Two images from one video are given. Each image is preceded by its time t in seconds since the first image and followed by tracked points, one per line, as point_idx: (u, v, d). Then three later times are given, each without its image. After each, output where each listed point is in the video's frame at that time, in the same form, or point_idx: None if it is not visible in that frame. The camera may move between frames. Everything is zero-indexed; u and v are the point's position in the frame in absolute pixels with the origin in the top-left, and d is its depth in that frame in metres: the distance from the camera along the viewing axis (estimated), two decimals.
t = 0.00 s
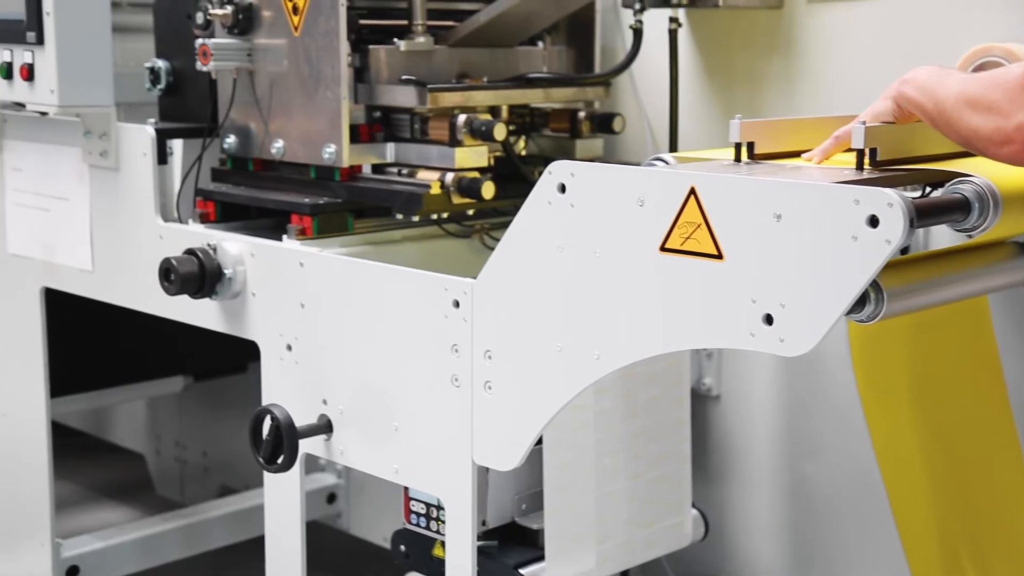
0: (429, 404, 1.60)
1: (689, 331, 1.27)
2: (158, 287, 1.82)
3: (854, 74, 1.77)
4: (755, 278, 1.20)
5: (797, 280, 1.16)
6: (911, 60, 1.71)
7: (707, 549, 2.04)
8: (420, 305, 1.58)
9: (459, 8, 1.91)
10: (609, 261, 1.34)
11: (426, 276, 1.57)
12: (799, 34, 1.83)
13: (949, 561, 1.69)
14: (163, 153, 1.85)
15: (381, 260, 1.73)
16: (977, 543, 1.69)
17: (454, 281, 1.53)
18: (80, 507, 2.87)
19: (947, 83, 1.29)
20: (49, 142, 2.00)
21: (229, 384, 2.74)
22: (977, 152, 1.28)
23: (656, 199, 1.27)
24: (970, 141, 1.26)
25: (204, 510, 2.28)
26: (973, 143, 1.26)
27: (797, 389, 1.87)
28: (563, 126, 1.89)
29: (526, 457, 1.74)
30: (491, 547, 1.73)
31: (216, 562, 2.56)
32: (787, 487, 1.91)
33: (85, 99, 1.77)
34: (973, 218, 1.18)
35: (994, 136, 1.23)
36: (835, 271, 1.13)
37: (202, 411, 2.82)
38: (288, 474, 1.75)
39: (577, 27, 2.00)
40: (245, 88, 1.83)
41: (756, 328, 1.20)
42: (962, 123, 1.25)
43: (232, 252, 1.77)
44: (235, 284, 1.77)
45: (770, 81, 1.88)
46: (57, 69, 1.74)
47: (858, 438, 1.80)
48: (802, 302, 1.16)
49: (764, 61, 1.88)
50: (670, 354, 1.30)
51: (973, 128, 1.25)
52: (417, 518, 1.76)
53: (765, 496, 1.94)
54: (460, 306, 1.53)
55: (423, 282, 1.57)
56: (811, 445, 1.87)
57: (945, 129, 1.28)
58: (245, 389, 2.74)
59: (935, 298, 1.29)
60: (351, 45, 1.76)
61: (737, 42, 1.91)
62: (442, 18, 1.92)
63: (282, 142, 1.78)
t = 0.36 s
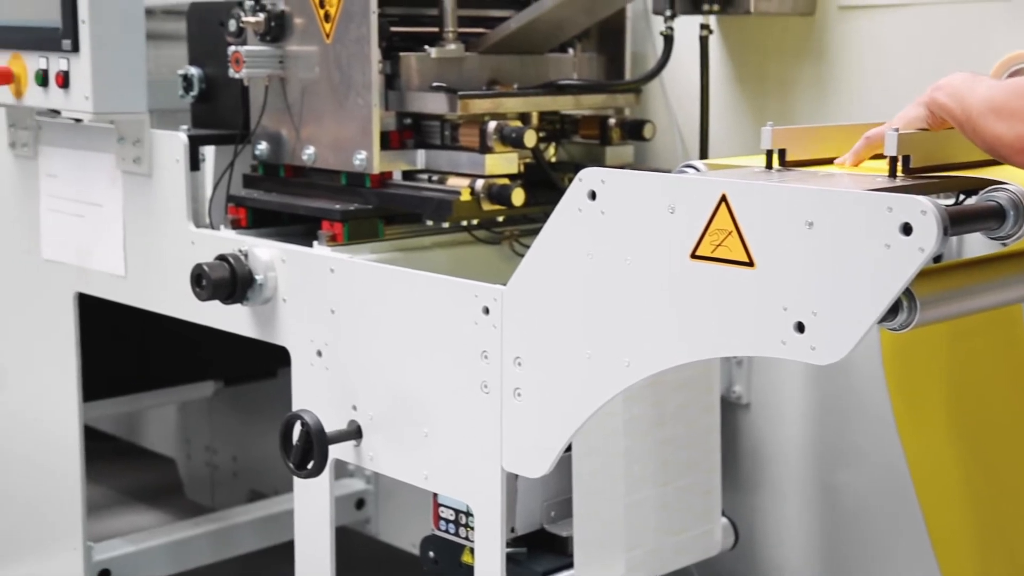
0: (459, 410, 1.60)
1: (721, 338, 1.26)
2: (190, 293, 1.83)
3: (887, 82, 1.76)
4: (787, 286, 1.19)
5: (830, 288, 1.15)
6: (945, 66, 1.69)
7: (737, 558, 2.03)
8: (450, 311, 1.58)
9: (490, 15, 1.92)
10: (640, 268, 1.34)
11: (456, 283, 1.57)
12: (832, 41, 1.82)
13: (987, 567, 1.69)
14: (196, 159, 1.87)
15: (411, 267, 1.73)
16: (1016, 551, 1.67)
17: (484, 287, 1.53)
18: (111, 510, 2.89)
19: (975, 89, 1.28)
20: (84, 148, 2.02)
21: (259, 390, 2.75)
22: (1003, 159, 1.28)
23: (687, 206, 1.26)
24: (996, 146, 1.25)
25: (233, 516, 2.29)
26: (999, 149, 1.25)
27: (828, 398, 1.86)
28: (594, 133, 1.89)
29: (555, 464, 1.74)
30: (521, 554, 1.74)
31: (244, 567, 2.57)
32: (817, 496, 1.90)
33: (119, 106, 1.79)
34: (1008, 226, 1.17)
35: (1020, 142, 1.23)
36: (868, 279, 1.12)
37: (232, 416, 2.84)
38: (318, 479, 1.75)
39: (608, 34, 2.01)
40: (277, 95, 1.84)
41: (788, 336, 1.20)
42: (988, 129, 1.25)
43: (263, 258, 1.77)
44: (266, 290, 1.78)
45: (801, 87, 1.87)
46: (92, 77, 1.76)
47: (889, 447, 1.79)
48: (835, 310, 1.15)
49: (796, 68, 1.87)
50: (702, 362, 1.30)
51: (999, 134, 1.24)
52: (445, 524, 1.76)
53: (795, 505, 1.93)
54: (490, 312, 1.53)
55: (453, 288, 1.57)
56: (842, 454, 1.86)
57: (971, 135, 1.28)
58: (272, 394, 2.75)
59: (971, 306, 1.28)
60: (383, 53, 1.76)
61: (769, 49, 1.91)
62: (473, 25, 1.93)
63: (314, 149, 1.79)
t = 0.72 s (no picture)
0: (488, 419, 1.60)
1: (752, 347, 1.25)
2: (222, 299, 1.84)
3: (920, 90, 1.75)
4: (819, 296, 1.18)
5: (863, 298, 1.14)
6: (978, 72, 1.68)
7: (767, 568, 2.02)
8: (480, 319, 1.58)
9: (520, 23, 1.93)
10: (670, 276, 1.33)
11: (485, 290, 1.57)
12: (863, 49, 1.82)
13: None
14: (228, 167, 1.88)
15: (441, 274, 1.74)
16: None
17: (514, 295, 1.54)
18: (141, 515, 2.91)
19: None
20: (117, 155, 2.03)
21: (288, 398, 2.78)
22: None
23: (717, 214, 1.26)
24: None
25: (264, 521, 2.30)
26: None
27: (858, 408, 1.85)
28: (624, 141, 1.89)
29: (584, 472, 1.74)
30: (549, 562, 1.74)
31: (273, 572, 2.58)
32: (849, 506, 1.89)
33: (153, 114, 1.81)
34: None
35: None
36: (901, 289, 1.11)
37: (262, 422, 2.88)
38: (348, 486, 1.75)
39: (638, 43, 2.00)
40: (308, 104, 1.85)
41: (819, 346, 1.19)
42: None
43: (293, 265, 1.78)
44: (296, 297, 1.79)
45: (833, 95, 1.86)
46: (127, 85, 1.78)
47: (922, 457, 1.78)
48: (867, 320, 1.14)
49: (828, 75, 1.87)
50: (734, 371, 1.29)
51: None
52: (475, 531, 1.76)
53: (826, 515, 1.93)
54: (520, 320, 1.54)
55: (483, 296, 1.57)
56: (874, 465, 1.85)
57: None
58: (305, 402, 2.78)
59: (1007, 316, 1.26)
60: (413, 61, 1.77)
61: (800, 57, 1.90)
62: (504, 33, 1.93)
63: (345, 157, 1.80)
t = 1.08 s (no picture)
0: (519, 427, 1.60)
1: (786, 356, 1.25)
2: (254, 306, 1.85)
3: (956, 98, 1.74)
4: (852, 305, 1.17)
5: (897, 308, 1.13)
6: (1015, 81, 1.67)
7: None
8: (511, 326, 1.58)
9: (551, 31, 1.93)
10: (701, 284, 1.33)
11: (516, 298, 1.57)
12: (899, 57, 1.81)
13: None
14: (261, 175, 1.89)
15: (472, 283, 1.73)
16: None
17: (545, 303, 1.53)
18: (173, 521, 2.93)
19: None
20: (152, 163, 2.05)
21: (320, 405, 2.83)
22: None
23: (751, 223, 1.25)
24: None
25: (294, 527, 2.31)
26: None
27: (892, 418, 1.85)
28: (656, 149, 1.89)
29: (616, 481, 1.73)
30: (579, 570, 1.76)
31: None
32: (883, 518, 1.88)
33: (188, 123, 1.82)
34: None
35: None
36: (936, 298, 1.10)
37: (294, 428, 2.92)
38: (379, 493, 1.76)
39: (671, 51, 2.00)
40: (341, 112, 1.86)
41: (853, 355, 1.18)
42: None
43: (326, 272, 1.79)
44: (328, 304, 1.79)
45: (868, 103, 1.85)
46: (162, 94, 1.79)
47: (957, 469, 1.77)
48: (900, 329, 1.13)
49: (863, 83, 1.86)
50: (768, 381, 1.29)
51: None
52: (505, 540, 1.75)
53: (859, 526, 1.91)
54: (551, 328, 1.53)
55: (514, 304, 1.57)
56: (908, 476, 1.84)
57: None
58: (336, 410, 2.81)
59: None
60: (446, 69, 1.77)
61: (834, 65, 1.89)
62: (536, 42, 1.94)
63: (377, 165, 1.80)
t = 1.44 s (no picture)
0: (547, 434, 1.60)
1: (817, 364, 1.24)
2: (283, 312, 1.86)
3: (989, 105, 1.73)
4: (883, 313, 1.16)
5: (929, 316, 1.12)
6: None
7: None
8: (538, 333, 1.58)
9: (580, 38, 1.93)
10: (730, 291, 1.32)
11: (544, 305, 1.57)
12: (930, 64, 1.80)
13: None
14: (291, 182, 1.90)
15: (499, 289, 1.74)
16: None
17: (573, 310, 1.53)
18: (201, 525, 2.94)
19: None
20: (182, 169, 2.07)
21: (347, 409, 2.87)
22: None
23: (781, 231, 1.25)
24: None
25: (321, 534, 2.32)
26: None
27: (923, 427, 1.83)
28: (684, 156, 1.88)
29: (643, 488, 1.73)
30: None
31: None
32: (914, 527, 1.86)
33: (219, 129, 1.83)
34: None
35: None
36: (968, 306, 1.09)
37: (322, 433, 2.96)
38: (407, 498, 1.76)
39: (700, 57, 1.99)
40: (370, 119, 1.86)
41: (884, 363, 1.17)
42: None
43: (354, 278, 1.80)
44: (356, 310, 1.80)
45: (899, 110, 1.84)
46: (193, 101, 1.80)
47: (989, 478, 1.75)
48: (931, 337, 1.12)
49: (894, 89, 1.85)
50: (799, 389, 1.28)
51: None
52: (532, 546, 1.75)
53: (888, 535, 1.90)
54: (579, 335, 1.53)
55: (542, 310, 1.57)
56: (939, 485, 1.82)
57: None
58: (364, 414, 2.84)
59: None
60: (474, 76, 1.77)
61: (864, 72, 1.88)
62: (566, 48, 1.93)
63: (405, 171, 1.81)
